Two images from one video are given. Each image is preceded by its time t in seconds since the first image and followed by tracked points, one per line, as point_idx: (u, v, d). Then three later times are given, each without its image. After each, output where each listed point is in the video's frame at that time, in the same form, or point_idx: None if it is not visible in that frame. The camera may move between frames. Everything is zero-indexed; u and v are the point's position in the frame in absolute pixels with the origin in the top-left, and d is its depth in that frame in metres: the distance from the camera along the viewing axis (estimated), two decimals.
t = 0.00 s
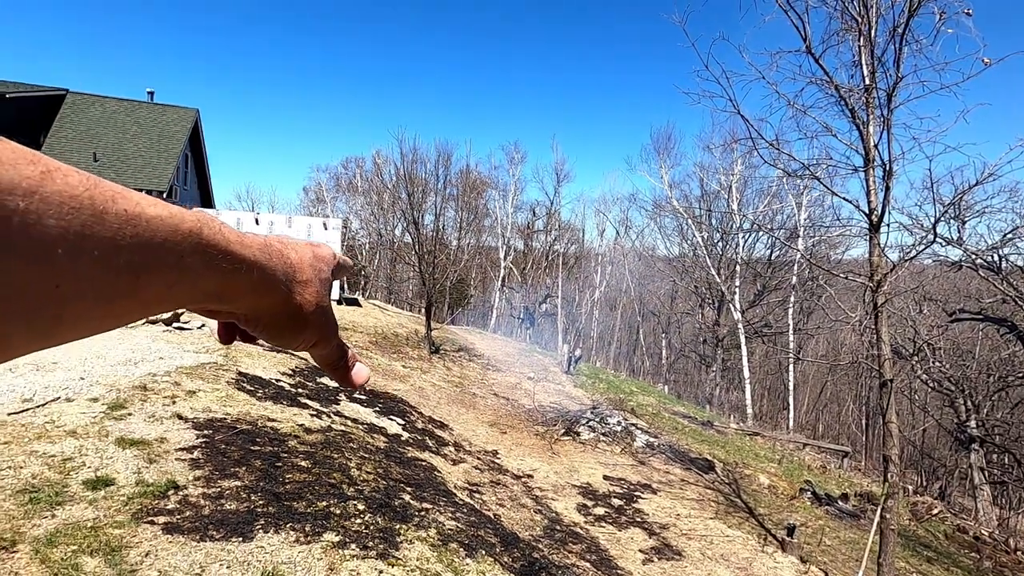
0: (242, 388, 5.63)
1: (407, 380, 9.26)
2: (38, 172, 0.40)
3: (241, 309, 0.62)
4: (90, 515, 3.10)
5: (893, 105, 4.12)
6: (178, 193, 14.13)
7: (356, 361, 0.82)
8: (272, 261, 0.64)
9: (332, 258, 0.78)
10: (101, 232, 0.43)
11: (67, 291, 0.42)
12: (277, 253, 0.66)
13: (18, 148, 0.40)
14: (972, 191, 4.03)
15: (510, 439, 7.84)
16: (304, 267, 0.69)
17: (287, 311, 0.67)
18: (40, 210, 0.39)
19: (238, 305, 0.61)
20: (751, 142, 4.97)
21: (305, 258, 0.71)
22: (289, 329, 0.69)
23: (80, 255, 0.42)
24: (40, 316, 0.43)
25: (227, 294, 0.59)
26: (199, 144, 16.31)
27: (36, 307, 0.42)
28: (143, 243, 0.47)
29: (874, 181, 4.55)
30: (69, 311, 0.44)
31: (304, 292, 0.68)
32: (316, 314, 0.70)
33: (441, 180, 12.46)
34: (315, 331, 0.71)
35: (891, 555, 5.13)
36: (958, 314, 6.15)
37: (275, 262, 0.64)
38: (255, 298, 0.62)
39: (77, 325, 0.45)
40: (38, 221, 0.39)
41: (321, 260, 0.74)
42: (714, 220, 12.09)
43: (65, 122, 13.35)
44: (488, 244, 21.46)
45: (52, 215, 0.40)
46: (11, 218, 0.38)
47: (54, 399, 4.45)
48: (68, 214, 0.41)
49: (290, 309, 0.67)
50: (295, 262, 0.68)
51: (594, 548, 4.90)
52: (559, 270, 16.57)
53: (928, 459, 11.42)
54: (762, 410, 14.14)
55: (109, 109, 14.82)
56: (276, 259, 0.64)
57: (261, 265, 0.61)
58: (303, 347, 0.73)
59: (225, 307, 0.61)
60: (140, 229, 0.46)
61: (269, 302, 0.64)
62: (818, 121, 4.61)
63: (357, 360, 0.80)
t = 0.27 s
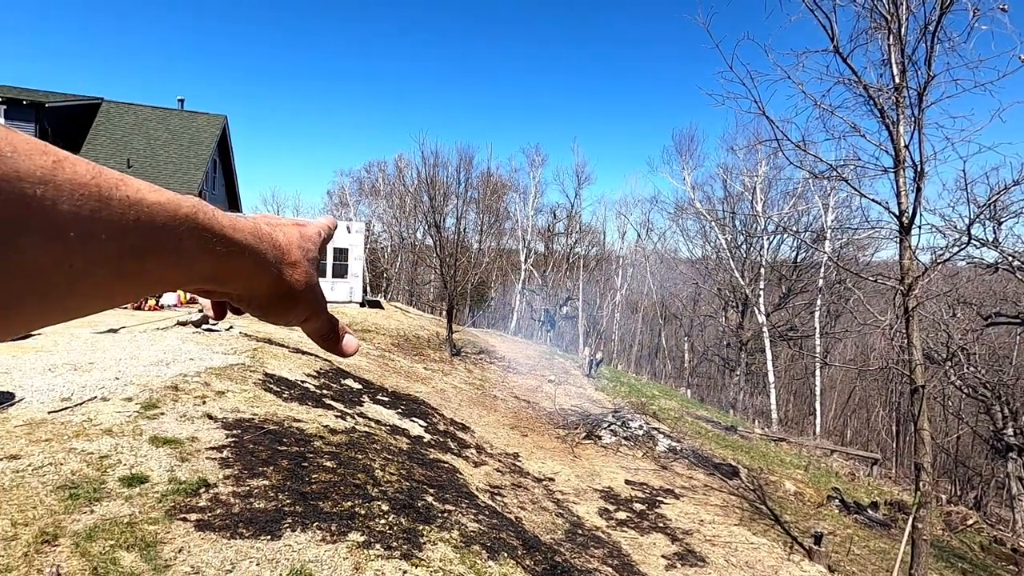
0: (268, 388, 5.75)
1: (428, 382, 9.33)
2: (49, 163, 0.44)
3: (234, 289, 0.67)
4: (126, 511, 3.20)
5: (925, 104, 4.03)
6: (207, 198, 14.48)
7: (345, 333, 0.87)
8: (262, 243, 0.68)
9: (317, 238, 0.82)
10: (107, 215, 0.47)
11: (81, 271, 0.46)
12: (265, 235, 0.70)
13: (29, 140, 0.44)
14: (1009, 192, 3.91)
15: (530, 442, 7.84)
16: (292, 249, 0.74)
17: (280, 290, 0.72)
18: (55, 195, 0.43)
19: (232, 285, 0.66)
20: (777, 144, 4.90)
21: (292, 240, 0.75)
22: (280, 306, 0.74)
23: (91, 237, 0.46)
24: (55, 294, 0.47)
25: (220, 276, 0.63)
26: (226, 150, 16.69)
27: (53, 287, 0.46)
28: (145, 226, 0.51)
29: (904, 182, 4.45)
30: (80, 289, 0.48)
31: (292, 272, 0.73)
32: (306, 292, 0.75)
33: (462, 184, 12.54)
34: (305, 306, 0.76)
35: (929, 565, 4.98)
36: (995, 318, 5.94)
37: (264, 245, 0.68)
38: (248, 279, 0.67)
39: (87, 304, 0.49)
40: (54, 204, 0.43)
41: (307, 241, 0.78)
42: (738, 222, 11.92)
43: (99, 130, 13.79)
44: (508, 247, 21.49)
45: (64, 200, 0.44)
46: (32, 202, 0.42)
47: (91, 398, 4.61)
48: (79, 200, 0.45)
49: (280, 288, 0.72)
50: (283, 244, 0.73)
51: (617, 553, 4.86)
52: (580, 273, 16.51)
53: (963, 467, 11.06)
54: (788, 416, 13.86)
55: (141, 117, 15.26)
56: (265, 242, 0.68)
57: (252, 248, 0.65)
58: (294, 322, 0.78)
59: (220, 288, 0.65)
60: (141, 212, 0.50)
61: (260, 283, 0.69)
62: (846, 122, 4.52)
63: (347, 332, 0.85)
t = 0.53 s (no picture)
0: (299, 390, 5.87)
1: (455, 383, 9.40)
2: (38, 159, 0.41)
3: (219, 286, 0.64)
4: (167, 508, 3.31)
5: (965, 94, 3.89)
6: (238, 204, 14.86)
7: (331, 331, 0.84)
8: (246, 239, 0.65)
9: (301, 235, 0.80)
10: (96, 210, 0.44)
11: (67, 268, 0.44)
12: (249, 231, 0.67)
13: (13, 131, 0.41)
14: None
15: (557, 443, 7.83)
16: (277, 245, 0.71)
17: (267, 286, 0.69)
18: (42, 190, 0.41)
19: (215, 281, 0.62)
20: (807, 138, 4.80)
21: (276, 236, 0.72)
22: (266, 302, 0.71)
23: (80, 233, 0.44)
24: (37, 292, 0.43)
25: (207, 271, 0.60)
26: (256, 157, 17.11)
27: (37, 283, 0.43)
28: (132, 221, 0.48)
29: (943, 175, 4.30)
30: (69, 287, 0.45)
31: (277, 267, 0.70)
32: (293, 287, 0.72)
33: (486, 185, 12.60)
34: (291, 303, 0.73)
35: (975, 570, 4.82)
36: None
37: (249, 240, 0.66)
38: (233, 275, 0.64)
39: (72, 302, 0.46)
40: (43, 198, 0.41)
41: (291, 237, 0.76)
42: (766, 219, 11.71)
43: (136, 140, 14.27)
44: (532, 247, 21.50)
45: (53, 194, 0.41)
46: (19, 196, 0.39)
47: (132, 399, 4.78)
48: (66, 193, 0.42)
49: (265, 283, 0.69)
50: (267, 240, 0.70)
51: (646, 555, 4.83)
52: (605, 272, 16.42)
53: (1008, 469, 10.63)
54: (821, 416, 13.54)
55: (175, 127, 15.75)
56: (250, 237, 0.66)
57: (239, 244, 0.63)
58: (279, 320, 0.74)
59: (203, 284, 0.62)
60: (128, 206, 0.48)
61: (246, 278, 0.66)
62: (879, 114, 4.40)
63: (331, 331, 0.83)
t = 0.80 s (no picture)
0: (327, 391, 5.97)
1: (478, 383, 9.44)
2: (54, 167, 0.39)
3: (231, 290, 0.60)
4: (202, 507, 3.40)
5: (1003, 82, 3.75)
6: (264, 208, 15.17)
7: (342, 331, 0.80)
8: (256, 241, 0.61)
9: (310, 234, 0.76)
10: (110, 217, 0.42)
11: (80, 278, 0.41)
12: (260, 234, 0.63)
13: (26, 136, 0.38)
14: None
15: (581, 443, 7.80)
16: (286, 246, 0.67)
17: (280, 289, 0.65)
18: (59, 198, 0.38)
19: (225, 286, 0.59)
20: (835, 132, 4.70)
21: (286, 236, 0.68)
22: (276, 305, 0.67)
23: (94, 241, 0.41)
24: (48, 302, 0.41)
25: (218, 276, 0.56)
26: (281, 162, 17.44)
27: (49, 289, 0.40)
28: (146, 228, 0.45)
29: (979, 167, 4.16)
30: (82, 294, 0.43)
31: (288, 269, 0.66)
32: (305, 289, 0.68)
33: (507, 185, 12.64)
34: (301, 304, 0.69)
35: (1019, 574, 4.66)
36: None
37: (260, 242, 0.62)
38: (245, 280, 0.60)
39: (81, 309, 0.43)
40: (60, 207, 0.38)
41: (300, 238, 0.72)
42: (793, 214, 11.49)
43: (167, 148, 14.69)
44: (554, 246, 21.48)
45: (69, 201, 0.39)
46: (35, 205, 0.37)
47: (167, 400, 4.92)
48: (82, 198, 0.40)
49: (276, 287, 0.65)
50: (277, 241, 0.66)
51: (674, 556, 4.78)
52: (627, 271, 16.32)
53: None
54: (853, 416, 13.20)
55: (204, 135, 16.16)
56: (260, 239, 0.62)
57: (249, 246, 0.59)
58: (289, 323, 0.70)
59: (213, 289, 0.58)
60: (142, 212, 0.45)
61: (258, 282, 0.62)
62: (911, 106, 4.29)
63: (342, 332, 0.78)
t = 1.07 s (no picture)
0: (349, 392, 6.05)
1: (499, 384, 9.47)
2: (125, 198, 0.43)
3: (281, 304, 0.65)
4: (230, 506, 3.48)
5: None
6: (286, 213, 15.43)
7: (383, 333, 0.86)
8: (303, 258, 0.67)
9: (351, 247, 0.81)
10: (174, 242, 0.46)
11: (153, 299, 0.45)
12: (306, 250, 0.69)
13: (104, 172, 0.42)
14: None
15: (603, 444, 7.77)
16: (331, 261, 0.73)
17: (325, 300, 0.71)
18: (132, 227, 0.42)
19: (278, 300, 0.64)
20: (859, 126, 4.61)
21: (329, 252, 0.74)
22: (322, 314, 0.73)
23: (162, 264, 0.45)
24: (119, 324, 0.44)
25: (270, 291, 0.61)
26: (303, 167, 17.72)
27: (120, 315, 0.43)
28: (206, 251, 0.49)
29: (1012, 158, 4.04)
30: (150, 316, 0.46)
31: (331, 282, 0.72)
32: (348, 300, 0.74)
33: (524, 186, 12.65)
34: (344, 313, 0.75)
35: None
36: None
37: (306, 259, 0.67)
38: (293, 293, 0.66)
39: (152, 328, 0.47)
40: (131, 233, 0.42)
41: (342, 251, 0.78)
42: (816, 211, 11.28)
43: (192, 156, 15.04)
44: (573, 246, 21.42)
45: (140, 231, 0.43)
46: (112, 235, 0.40)
47: (195, 402, 5.04)
48: (151, 226, 0.44)
49: (321, 298, 0.70)
50: (321, 257, 0.71)
51: (697, 558, 4.73)
52: (647, 270, 16.19)
53: None
54: (881, 416, 12.89)
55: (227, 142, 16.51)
56: (306, 256, 0.67)
57: (297, 264, 0.64)
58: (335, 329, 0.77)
59: (266, 303, 0.63)
60: (201, 236, 0.49)
61: (304, 295, 0.67)
62: (938, 97, 4.18)
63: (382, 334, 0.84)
